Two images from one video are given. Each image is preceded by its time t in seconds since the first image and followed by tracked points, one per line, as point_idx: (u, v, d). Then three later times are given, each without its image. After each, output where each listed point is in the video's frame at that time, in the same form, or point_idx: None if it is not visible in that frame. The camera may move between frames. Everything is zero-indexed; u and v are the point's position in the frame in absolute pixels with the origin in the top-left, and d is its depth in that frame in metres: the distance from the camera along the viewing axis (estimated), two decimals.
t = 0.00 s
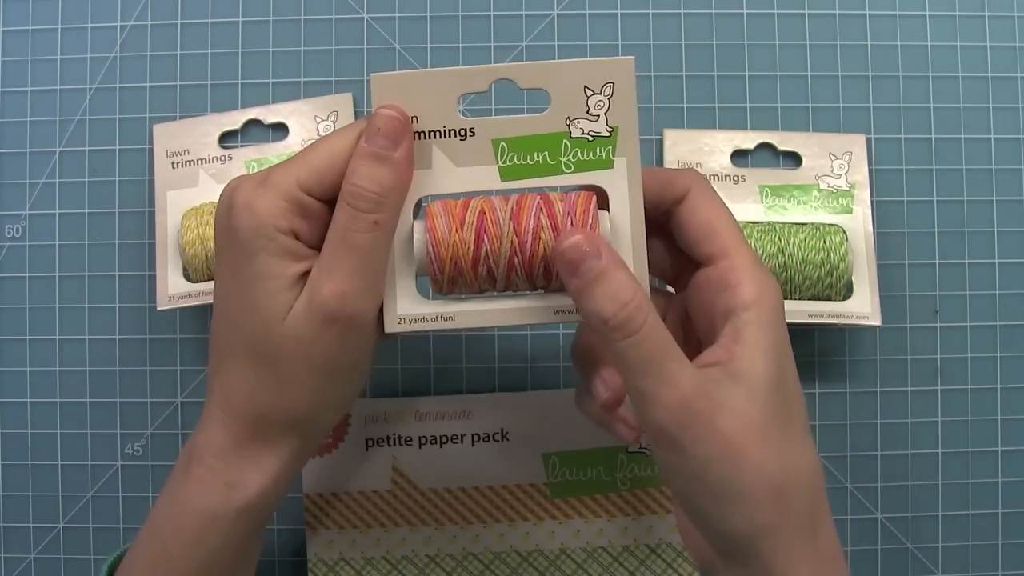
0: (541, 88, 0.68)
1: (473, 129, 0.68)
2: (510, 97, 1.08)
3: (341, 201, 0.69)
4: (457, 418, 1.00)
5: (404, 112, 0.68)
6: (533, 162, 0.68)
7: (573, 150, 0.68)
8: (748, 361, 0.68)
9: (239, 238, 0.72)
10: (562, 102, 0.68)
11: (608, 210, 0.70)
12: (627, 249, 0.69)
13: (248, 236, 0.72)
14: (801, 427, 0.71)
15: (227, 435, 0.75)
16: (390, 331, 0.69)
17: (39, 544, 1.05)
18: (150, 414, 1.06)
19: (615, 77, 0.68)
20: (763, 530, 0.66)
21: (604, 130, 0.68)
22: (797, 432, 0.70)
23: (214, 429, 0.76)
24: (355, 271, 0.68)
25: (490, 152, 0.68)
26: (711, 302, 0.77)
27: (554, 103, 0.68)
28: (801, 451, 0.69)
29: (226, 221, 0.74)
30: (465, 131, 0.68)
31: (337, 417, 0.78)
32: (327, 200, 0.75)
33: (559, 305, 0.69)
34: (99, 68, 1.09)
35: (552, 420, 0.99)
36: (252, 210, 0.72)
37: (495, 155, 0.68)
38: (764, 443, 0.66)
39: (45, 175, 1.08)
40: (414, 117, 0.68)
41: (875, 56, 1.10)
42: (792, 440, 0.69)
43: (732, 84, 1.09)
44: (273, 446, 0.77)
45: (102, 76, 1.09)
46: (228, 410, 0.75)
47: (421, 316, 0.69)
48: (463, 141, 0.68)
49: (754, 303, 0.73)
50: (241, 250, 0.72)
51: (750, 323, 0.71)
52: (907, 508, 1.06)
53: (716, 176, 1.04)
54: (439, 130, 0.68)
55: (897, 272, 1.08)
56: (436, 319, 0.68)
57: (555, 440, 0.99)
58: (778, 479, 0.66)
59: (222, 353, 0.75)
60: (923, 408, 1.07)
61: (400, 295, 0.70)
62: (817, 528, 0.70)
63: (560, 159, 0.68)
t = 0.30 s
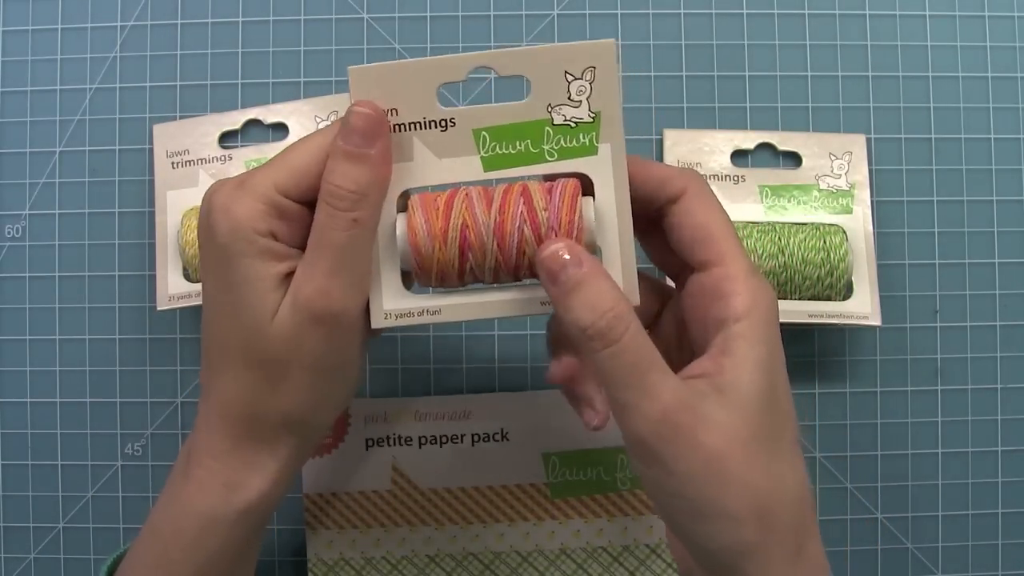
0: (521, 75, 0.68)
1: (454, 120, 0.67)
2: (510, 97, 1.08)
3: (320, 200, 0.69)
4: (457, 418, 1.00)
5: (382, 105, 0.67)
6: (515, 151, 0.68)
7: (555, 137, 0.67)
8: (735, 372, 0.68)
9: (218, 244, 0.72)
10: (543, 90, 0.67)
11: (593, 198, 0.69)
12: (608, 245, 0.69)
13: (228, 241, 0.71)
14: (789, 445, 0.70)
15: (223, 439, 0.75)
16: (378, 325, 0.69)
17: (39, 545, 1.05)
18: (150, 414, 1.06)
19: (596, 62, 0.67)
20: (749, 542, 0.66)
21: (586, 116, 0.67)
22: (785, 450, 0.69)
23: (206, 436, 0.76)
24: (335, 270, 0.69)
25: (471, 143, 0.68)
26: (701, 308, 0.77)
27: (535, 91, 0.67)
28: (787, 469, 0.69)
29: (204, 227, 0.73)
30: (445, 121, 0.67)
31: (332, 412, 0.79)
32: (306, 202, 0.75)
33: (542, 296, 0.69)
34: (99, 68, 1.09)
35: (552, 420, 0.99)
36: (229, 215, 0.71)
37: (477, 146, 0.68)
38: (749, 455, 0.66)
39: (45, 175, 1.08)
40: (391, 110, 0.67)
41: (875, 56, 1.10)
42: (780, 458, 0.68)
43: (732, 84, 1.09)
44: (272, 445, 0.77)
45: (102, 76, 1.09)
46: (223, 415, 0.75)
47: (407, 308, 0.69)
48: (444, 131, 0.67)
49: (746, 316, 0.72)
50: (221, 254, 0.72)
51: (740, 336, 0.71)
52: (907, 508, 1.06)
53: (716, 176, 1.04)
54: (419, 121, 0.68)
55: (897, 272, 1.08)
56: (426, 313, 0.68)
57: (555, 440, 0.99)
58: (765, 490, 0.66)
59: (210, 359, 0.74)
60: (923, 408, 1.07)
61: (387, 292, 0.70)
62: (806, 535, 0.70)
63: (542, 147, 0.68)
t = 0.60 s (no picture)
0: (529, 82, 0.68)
1: (464, 124, 0.67)
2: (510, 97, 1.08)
3: (330, 195, 0.69)
4: (457, 418, 1.00)
5: (393, 107, 0.67)
6: (524, 155, 0.68)
7: (562, 143, 0.68)
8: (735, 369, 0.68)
9: (234, 243, 0.72)
10: (550, 96, 0.68)
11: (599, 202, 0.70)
12: (618, 246, 0.70)
13: (244, 240, 0.71)
14: (787, 441, 0.70)
15: (229, 438, 0.76)
16: (385, 323, 0.70)
17: (39, 545, 1.05)
18: (150, 414, 1.06)
19: (604, 72, 0.67)
20: (749, 535, 0.66)
21: (593, 123, 0.68)
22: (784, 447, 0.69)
23: (212, 434, 0.77)
24: (350, 265, 0.69)
25: (480, 146, 0.68)
26: (702, 311, 0.78)
27: (543, 98, 0.68)
28: (786, 465, 0.69)
29: (219, 225, 0.73)
30: (455, 125, 0.68)
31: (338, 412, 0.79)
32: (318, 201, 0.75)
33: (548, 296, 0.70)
34: (99, 68, 1.09)
35: (551, 420, 0.99)
36: (246, 214, 0.71)
37: (486, 150, 0.68)
38: (750, 449, 0.66)
39: (45, 175, 1.08)
40: (402, 113, 0.67)
41: (875, 56, 1.10)
42: (779, 454, 0.68)
43: (732, 84, 1.09)
44: (275, 445, 0.78)
45: (102, 76, 1.09)
46: (229, 414, 0.75)
47: (414, 308, 0.70)
48: (454, 136, 0.68)
49: (745, 316, 0.73)
50: (237, 254, 0.72)
51: (739, 336, 0.71)
52: (907, 509, 1.06)
53: (716, 176, 1.04)
54: (429, 125, 0.68)
55: (897, 272, 1.08)
56: (431, 312, 0.69)
57: (555, 439, 0.99)
58: (764, 488, 0.66)
59: (219, 358, 0.74)
60: (923, 408, 1.07)
61: (394, 291, 0.70)
62: (805, 531, 0.70)
63: (550, 151, 0.68)
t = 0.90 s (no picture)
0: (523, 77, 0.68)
1: (458, 121, 0.68)
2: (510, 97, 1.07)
3: (326, 196, 0.69)
4: (457, 418, 0.99)
5: (386, 106, 0.67)
6: (519, 151, 0.68)
7: (557, 138, 0.68)
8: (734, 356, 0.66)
9: (232, 244, 0.72)
10: (543, 91, 0.68)
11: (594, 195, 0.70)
12: (617, 243, 0.70)
13: (242, 240, 0.71)
14: (783, 438, 0.70)
15: (228, 438, 0.76)
16: (385, 323, 0.70)
17: (39, 545, 1.05)
18: (150, 414, 1.06)
19: (596, 63, 0.67)
20: (745, 533, 0.66)
21: (587, 117, 0.68)
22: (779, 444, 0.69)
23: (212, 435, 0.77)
24: (352, 265, 0.69)
25: (474, 143, 0.68)
26: (697, 308, 0.78)
27: (537, 93, 0.68)
28: (782, 462, 0.69)
29: (217, 226, 0.73)
30: (449, 123, 0.68)
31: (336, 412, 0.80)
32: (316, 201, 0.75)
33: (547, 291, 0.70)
34: (99, 68, 1.09)
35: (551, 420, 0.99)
36: (243, 215, 0.71)
37: (481, 146, 0.68)
38: (746, 446, 0.66)
39: (45, 175, 1.08)
40: (395, 111, 0.68)
41: (875, 56, 1.10)
42: (775, 451, 0.68)
43: (732, 84, 1.09)
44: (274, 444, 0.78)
45: (102, 76, 1.09)
46: (228, 414, 0.75)
47: (412, 307, 0.70)
48: (449, 133, 0.68)
49: (741, 312, 0.72)
50: (235, 254, 0.72)
51: (734, 332, 0.71)
52: (907, 509, 1.06)
53: (716, 176, 1.04)
54: (423, 123, 0.68)
55: (897, 272, 1.08)
56: (430, 310, 0.70)
57: (556, 440, 0.99)
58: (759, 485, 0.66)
59: (218, 359, 0.75)
60: (923, 408, 1.07)
61: (392, 290, 0.70)
62: (802, 529, 0.70)
63: (545, 147, 0.68)
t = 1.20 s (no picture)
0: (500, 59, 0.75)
1: (438, 103, 0.74)
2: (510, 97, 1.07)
3: (311, 184, 0.73)
4: (457, 418, 1.00)
5: (369, 93, 0.73)
6: (498, 129, 0.75)
7: (535, 115, 0.74)
8: (796, 401, 0.59)
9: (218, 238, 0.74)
10: (519, 73, 0.74)
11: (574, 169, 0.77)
12: (599, 219, 0.77)
13: (228, 234, 0.73)
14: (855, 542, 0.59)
15: (221, 434, 0.77)
16: (377, 308, 0.75)
17: (39, 544, 1.05)
18: (150, 414, 1.06)
19: (568, 41, 0.74)
20: None
21: (563, 93, 0.74)
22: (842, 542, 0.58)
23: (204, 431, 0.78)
24: (342, 253, 0.73)
25: (456, 124, 0.74)
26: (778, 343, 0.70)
27: (514, 73, 0.74)
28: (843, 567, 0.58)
29: (202, 221, 0.75)
30: (429, 105, 0.74)
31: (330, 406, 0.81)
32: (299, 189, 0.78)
33: (536, 266, 0.76)
34: (99, 68, 1.09)
35: (550, 420, 0.99)
36: (228, 209, 0.73)
37: (462, 127, 0.74)
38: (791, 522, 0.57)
39: (45, 175, 1.08)
40: (377, 96, 0.73)
41: (875, 56, 1.10)
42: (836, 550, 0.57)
43: (732, 84, 1.09)
44: (270, 441, 0.78)
45: (102, 76, 1.09)
46: (222, 409, 0.76)
47: (404, 291, 0.75)
48: (431, 114, 0.74)
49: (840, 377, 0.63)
50: (222, 248, 0.74)
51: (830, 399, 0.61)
52: (907, 508, 1.06)
53: (716, 176, 1.04)
54: (405, 106, 0.74)
55: (897, 272, 1.08)
56: (422, 292, 0.75)
57: (555, 439, 0.99)
58: None
59: (210, 353, 0.76)
60: (923, 408, 1.07)
61: (383, 274, 0.75)
62: None
63: (523, 125, 0.75)
